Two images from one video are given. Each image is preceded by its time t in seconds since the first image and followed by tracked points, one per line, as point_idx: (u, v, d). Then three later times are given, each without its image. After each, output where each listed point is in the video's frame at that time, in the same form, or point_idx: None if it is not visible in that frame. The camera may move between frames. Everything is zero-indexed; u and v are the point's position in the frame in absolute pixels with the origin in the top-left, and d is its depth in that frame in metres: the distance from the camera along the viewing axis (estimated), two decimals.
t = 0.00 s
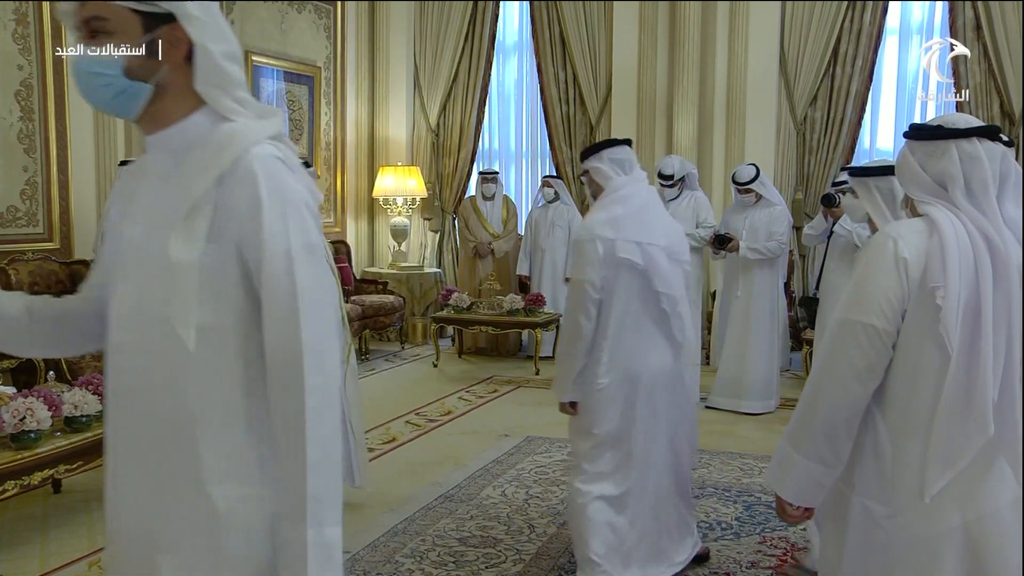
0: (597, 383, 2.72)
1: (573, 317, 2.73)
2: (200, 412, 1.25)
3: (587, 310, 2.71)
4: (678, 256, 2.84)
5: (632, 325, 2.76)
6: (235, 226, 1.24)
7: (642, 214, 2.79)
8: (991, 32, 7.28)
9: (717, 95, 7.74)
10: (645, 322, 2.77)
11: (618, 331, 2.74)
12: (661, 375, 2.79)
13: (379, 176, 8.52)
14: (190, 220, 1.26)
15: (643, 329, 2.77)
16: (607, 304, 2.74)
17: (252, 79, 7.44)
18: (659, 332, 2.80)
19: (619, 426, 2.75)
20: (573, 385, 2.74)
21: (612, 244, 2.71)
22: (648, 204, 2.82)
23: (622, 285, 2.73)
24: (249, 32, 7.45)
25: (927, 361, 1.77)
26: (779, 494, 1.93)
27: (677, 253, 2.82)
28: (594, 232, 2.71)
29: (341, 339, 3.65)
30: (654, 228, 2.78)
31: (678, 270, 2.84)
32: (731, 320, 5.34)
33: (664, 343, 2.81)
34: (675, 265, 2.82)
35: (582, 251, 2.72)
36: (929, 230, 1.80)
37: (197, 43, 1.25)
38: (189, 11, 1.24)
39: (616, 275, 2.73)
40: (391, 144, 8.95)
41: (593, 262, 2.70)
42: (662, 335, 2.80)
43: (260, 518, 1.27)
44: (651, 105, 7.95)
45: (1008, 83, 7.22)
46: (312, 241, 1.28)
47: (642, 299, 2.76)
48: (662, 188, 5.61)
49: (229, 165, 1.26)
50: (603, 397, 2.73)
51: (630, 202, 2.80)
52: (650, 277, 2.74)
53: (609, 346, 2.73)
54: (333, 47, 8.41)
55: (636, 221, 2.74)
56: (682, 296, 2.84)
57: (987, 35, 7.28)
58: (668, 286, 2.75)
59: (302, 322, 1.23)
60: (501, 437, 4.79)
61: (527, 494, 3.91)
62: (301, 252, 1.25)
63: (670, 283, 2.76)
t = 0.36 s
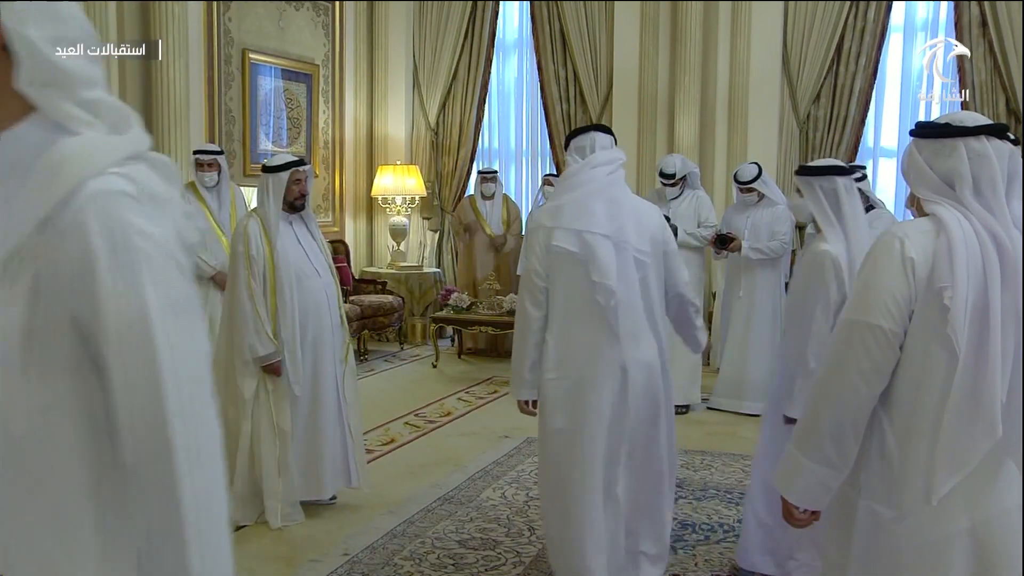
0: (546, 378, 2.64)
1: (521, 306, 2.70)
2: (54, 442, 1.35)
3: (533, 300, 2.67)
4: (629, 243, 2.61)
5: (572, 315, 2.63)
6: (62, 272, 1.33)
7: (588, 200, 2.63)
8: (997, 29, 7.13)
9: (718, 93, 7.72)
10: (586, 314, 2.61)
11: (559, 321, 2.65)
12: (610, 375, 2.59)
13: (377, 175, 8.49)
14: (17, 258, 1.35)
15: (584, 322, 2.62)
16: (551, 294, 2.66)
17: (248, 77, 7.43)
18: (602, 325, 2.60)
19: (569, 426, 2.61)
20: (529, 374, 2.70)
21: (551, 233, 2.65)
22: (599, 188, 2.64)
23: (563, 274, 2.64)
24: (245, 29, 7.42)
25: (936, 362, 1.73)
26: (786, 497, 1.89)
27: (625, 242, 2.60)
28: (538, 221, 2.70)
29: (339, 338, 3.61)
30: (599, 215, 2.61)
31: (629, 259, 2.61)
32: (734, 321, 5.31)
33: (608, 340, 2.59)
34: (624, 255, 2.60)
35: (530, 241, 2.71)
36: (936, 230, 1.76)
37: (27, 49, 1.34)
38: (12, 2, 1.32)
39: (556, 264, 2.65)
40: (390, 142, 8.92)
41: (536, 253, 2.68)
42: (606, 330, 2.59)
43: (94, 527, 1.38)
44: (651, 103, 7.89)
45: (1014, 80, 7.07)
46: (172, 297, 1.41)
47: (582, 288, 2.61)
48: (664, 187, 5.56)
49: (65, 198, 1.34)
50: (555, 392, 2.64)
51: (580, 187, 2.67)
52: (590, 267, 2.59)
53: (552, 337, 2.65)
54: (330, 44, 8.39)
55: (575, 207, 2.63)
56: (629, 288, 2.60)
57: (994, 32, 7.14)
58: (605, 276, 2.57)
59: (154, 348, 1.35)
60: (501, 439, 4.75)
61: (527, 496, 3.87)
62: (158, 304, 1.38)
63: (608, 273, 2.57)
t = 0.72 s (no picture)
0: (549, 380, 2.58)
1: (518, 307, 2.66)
2: None
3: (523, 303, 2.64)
4: (608, 241, 2.43)
5: (555, 318, 2.52)
6: None
7: (569, 198, 2.48)
8: (1003, 25, 7.10)
9: (721, 91, 7.68)
10: (567, 318, 2.48)
11: (546, 325, 2.56)
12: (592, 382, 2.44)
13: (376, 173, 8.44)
14: None
15: (566, 325, 2.49)
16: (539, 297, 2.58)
17: (246, 75, 7.39)
18: (584, 329, 2.45)
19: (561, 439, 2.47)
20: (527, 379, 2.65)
21: (535, 234, 2.55)
22: (580, 185, 2.48)
23: (548, 276, 2.54)
24: (243, 27, 7.37)
25: (942, 364, 1.70)
26: (792, 501, 1.87)
27: (602, 241, 2.42)
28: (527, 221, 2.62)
29: (338, 338, 3.57)
30: (578, 213, 2.45)
31: (609, 259, 2.42)
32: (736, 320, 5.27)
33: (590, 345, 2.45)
34: (604, 255, 2.42)
35: (521, 241, 2.64)
36: (943, 229, 1.73)
37: None
38: None
39: (544, 265, 2.54)
40: (389, 141, 8.88)
41: (524, 256, 2.61)
42: (588, 334, 2.44)
43: None
44: (653, 103, 7.86)
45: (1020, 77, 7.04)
46: None
47: (564, 290, 2.49)
48: (665, 186, 5.51)
49: None
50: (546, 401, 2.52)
51: (565, 186, 2.52)
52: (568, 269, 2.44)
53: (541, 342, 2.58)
54: (329, 42, 8.35)
55: (554, 206, 2.50)
56: (609, 290, 2.42)
57: (999, 28, 7.10)
58: (582, 277, 2.41)
59: None
60: (501, 440, 4.71)
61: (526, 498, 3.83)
62: None
63: (584, 275, 2.41)
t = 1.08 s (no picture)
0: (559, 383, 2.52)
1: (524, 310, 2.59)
2: None
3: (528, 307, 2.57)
4: (617, 242, 2.36)
5: (562, 321, 2.44)
6: None
7: (575, 198, 2.41)
8: (1011, 20, 7.05)
9: (724, 88, 7.64)
10: (573, 320, 2.41)
11: (552, 328, 2.49)
12: (597, 384, 2.37)
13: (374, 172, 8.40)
14: None
15: (572, 328, 2.41)
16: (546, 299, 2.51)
17: (243, 72, 7.34)
18: (592, 332, 2.38)
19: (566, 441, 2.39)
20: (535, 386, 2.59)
21: (541, 235, 2.48)
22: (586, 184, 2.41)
23: (554, 278, 2.46)
24: (240, 23, 7.33)
25: (954, 365, 1.66)
26: (800, 503, 1.82)
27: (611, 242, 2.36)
28: (532, 223, 2.55)
29: (335, 339, 3.52)
30: (585, 212, 2.38)
31: (618, 259, 2.36)
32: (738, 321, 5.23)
33: (598, 348, 2.38)
34: (613, 255, 2.36)
35: (527, 243, 2.57)
36: (954, 229, 1.69)
37: None
38: None
39: (551, 267, 2.46)
40: (386, 139, 8.77)
41: (530, 257, 2.54)
42: (594, 337, 2.38)
43: None
44: (654, 101, 7.83)
45: None
46: None
47: (571, 292, 2.41)
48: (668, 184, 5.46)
49: None
50: (551, 403, 2.47)
51: (571, 186, 2.45)
52: (577, 271, 2.37)
53: (547, 345, 2.50)
54: (327, 38, 8.31)
55: (560, 207, 2.43)
56: (618, 291, 2.35)
57: (1007, 24, 7.05)
58: (590, 277, 2.33)
59: None
60: (501, 442, 4.67)
61: (527, 501, 3.78)
62: None
63: (593, 274, 2.33)
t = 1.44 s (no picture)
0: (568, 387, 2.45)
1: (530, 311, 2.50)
2: None
3: (542, 310, 2.46)
4: (649, 242, 2.36)
5: (588, 321, 2.38)
6: None
7: (603, 195, 2.37)
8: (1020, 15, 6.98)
9: (726, 84, 7.57)
10: (602, 319, 2.37)
11: (574, 329, 2.41)
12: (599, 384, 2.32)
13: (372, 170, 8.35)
14: None
15: (600, 328, 2.37)
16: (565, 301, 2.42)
17: (238, 68, 7.29)
18: (622, 332, 2.36)
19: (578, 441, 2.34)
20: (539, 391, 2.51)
21: (564, 234, 2.39)
22: (612, 184, 2.39)
23: (579, 277, 2.38)
24: (236, 19, 7.28)
25: (962, 366, 1.60)
26: (807, 506, 1.77)
27: (643, 241, 2.35)
28: (549, 223, 2.45)
29: (333, 339, 3.48)
30: (615, 210, 2.35)
31: (650, 258, 2.36)
32: (741, 320, 5.18)
33: (628, 348, 2.36)
34: (645, 254, 2.35)
35: (541, 243, 2.47)
36: (963, 228, 1.63)
37: None
38: None
39: (574, 264, 2.39)
40: (386, 136, 8.79)
41: (549, 257, 2.43)
42: (623, 336, 2.36)
43: None
44: (656, 98, 7.78)
45: None
46: None
47: (597, 290, 2.37)
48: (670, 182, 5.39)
49: None
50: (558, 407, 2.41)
51: (594, 184, 2.41)
52: (608, 268, 2.31)
53: (566, 348, 2.42)
54: (324, 34, 8.26)
55: (588, 204, 2.36)
56: (650, 290, 2.35)
57: (1016, 19, 6.99)
58: (624, 275, 2.29)
59: None
60: (501, 444, 4.61)
61: (527, 503, 3.73)
62: None
63: (627, 272, 2.29)
